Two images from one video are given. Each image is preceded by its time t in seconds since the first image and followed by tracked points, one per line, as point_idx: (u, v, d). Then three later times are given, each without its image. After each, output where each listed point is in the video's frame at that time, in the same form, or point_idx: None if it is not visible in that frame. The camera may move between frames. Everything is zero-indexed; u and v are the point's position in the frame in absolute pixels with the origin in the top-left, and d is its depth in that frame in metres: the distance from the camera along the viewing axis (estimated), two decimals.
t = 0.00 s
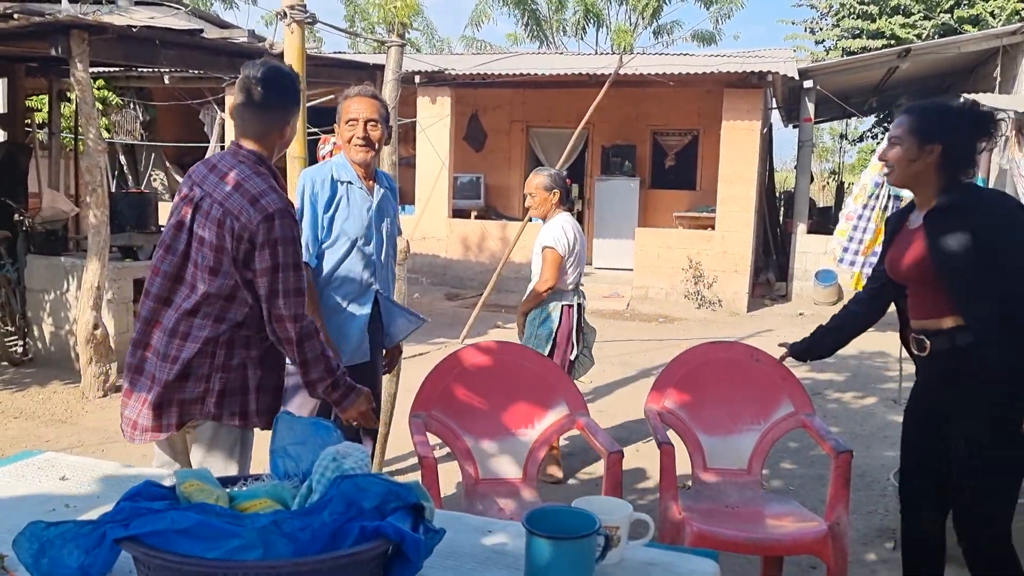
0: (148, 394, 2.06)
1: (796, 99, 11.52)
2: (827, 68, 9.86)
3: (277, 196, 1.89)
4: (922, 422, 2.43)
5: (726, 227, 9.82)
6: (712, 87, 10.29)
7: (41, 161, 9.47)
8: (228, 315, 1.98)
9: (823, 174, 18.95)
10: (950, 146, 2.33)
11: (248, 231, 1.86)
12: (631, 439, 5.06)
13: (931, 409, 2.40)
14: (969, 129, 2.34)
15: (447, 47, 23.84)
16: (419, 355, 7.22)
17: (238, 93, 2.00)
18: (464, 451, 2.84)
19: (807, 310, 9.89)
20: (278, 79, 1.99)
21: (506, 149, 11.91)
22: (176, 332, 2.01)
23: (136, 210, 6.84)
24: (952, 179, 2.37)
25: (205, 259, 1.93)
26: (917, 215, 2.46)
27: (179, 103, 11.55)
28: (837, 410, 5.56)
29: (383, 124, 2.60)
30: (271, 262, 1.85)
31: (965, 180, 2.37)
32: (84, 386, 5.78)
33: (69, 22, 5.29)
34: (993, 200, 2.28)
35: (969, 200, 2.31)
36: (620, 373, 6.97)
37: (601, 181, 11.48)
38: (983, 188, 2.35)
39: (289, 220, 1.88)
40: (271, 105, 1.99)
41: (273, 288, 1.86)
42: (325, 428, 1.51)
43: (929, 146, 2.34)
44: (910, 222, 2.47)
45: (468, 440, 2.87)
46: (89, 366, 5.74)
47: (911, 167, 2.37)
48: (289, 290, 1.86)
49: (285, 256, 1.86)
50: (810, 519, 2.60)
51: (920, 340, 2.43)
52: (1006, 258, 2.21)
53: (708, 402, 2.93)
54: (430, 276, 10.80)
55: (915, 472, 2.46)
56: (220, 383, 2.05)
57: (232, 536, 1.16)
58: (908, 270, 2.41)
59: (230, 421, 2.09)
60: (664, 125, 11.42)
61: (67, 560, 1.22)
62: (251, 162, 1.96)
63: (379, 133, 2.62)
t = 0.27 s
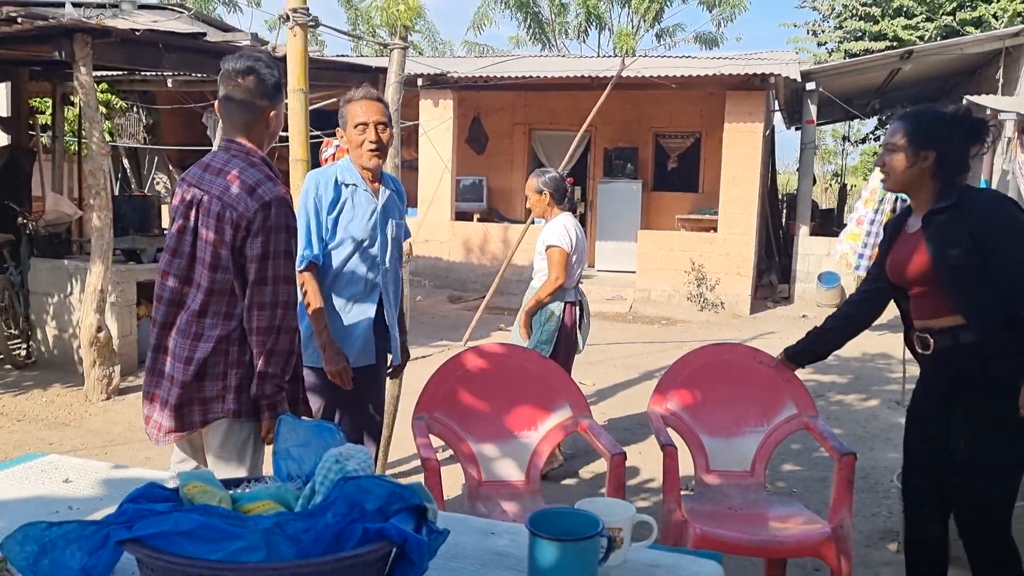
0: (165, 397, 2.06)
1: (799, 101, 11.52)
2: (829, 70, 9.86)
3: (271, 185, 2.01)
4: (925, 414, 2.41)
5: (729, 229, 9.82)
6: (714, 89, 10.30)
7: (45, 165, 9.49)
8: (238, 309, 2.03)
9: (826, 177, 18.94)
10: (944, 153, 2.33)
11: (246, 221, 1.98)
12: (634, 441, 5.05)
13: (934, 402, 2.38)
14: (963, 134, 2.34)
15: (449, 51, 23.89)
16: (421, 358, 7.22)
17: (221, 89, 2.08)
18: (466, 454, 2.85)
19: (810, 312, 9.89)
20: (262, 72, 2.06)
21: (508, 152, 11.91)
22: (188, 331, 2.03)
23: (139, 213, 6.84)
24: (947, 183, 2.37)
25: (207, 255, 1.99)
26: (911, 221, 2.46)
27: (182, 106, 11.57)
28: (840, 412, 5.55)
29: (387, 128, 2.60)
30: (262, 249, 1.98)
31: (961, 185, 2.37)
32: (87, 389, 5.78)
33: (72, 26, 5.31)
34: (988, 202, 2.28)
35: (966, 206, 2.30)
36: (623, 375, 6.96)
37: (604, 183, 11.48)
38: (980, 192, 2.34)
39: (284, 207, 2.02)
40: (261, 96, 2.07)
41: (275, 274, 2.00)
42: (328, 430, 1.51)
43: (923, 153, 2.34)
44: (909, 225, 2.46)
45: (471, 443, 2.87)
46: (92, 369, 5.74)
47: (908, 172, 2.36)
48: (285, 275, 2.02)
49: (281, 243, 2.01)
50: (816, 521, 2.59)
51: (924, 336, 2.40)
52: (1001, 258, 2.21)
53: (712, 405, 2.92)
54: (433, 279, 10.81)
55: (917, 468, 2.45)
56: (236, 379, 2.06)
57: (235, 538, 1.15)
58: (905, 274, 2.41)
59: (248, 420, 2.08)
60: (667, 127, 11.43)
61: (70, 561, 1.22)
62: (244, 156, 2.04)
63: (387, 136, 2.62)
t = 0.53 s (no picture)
0: (166, 398, 2.07)
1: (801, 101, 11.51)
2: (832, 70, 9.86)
3: (261, 183, 1.99)
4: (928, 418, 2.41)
5: (731, 229, 9.81)
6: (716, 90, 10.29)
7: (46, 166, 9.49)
8: (233, 310, 2.01)
9: (828, 178, 18.94)
10: (955, 152, 2.33)
11: (237, 220, 1.96)
12: (636, 442, 5.04)
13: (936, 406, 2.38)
14: (972, 134, 2.34)
15: (450, 51, 23.89)
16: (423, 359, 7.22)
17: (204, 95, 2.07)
18: (468, 454, 2.85)
19: (812, 313, 9.88)
20: (240, 74, 2.05)
21: (510, 152, 11.91)
22: (187, 334, 2.03)
23: (140, 214, 6.84)
24: (958, 184, 2.37)
25: (202, 256, 1.98)
26: (919, 219, 2.46)
27: (183, 107, 11.58)
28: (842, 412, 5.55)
29: (390, 139, 2.60)
30: (265, 245, 1.96)
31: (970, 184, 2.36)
32: (89, 389, 5.78)
33: (74, 27, 5.32)
34: (996, 204, 2.26)
35: (977, 206, 2.28)
36: (626, 376, 6.95)
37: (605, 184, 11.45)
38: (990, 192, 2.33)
39: (275, 203, 1.99)
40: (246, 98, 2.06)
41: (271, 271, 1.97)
42: (329, 429, 1.50)
43: (935, 151, 2.33)
44: (917, 224, 2.45)
45: (473, 443, 2.87)
46: (94, 370, 5.75)
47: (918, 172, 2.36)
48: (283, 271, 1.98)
49: (275, 239, 1.98)
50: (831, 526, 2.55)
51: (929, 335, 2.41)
52: (1003, 258, 2.20)
53: (728, 397, 2.90)
54: (435, 280, 10.81)
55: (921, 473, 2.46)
56: (232, 378, 2.06)
57: (235, 536, 1.15)
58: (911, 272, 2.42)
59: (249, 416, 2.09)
60: (668, 127, 11.43)
61: (70, 561, 1.21)
62: (234, 157, 2.04)
63: (387, 141, 2.61)
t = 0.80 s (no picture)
0: (161, 393, 2.09)
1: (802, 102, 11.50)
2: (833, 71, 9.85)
3: (233, 182, 2.00)
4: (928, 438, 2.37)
5: (732, 231, 9.81)
6: (717, 91, 10.29)
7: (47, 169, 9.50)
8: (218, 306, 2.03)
9: (828, 179, 18.97)
10: (992, 156, 2.26)
11: (210, 220, 1.97)
12: (639, 445, 5.03)
13: (933, 426, 2.35)
14: (1010, 135, 2.25)
15: (451, 53, 23.93)
16: (425, 360, 7.22)
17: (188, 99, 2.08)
18: (471, 456, 2.85)
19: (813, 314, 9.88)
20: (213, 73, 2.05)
21: (511, 154, 11.91)
22: (177, 331, 2.05)
23: (142, 217, 6.85)
24: (987, 186, 2.29)
25: (184, 256, 2.01)
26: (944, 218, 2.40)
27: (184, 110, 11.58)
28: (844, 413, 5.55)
29: (401, 143, 2.55)
30: (236, 245, 1.97)
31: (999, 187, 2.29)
32: (91, 392, 5.78)
33: (77, 30, 5.33)
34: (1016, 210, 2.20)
35: (997, 212, 2.22)
36: (627, 378, 6.94)
37: (606, 185, 11.46)
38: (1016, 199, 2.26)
39: (246, 201, 1.99)
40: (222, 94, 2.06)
41: (252, 267, 1.98)
42: (334, 430, 1.50)
43: (973, 154, 2.25)
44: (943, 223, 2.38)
45: (475, 445, 2.87)
46: (96, 373, 5.75)
47: (951, 174, 2.28)
48: (263, 265, 1.99)
49: (252, 236, 1.98)
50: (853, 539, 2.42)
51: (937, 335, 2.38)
52: (1004, 260, 2.13)
53: (751, 389, 2.79)
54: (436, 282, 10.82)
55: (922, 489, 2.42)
56: (228, 371, 2.08)
57: (241, 539, 1.15)
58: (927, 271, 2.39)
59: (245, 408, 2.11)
60: (670, 129, 11.43)
61: (74, 564, 1.21)
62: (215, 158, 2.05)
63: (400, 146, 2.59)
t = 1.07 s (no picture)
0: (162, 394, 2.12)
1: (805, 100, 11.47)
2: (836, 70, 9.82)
3: (219, 183, 2.04)
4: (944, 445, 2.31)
5: (735, 230, 9.79)
6: (720, 90, 10.26)
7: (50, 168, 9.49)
8: (203, 305, 2.06)
9: (830, 177, 18.96)
10: None
11: (195, 220, 2.01)
12: (643, 444, 5.02)
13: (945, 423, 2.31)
14: None
15: (452, 52, 23.92)
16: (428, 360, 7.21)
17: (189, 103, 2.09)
18: (479, 454, 2.84)
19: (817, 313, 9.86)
20: (219, 76, 2.05)
21: (514, 153, 11.89)
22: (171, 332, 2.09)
23: (146, 217, 6.85)
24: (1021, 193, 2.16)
25: (173, 256, 2.05)
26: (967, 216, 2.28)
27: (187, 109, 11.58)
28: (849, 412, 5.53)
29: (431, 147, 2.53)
30: (221, 244, 2.02)
31: None
32: (95, 391, 5.78)
33: (80, 29, 5.32)
34: None
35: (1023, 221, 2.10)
36: (631, 377, 6.93)
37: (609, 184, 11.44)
38: None
39: (231, 201, 2.03)
40: (225, 101, 2.06)
41: (232, 270, 2.03)
42: (344, 429, 1.50)
43: None
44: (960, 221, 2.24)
45: (483, 444, 2.86)
46: (100, 372, 5.74)
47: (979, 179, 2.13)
48: (242, 267, 2.04)
49: (234, 237, 2.03)
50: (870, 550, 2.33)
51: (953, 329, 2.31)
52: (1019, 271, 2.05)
53: (762, 386, 2.73)
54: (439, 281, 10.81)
55: (944, 496, 2.36)
56: (220, 372, 2.08)
57: (255, 539, 1.14)
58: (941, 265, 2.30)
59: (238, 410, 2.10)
60: (673, 128, 11.40)
61: (87, 564, 1.20)
62: (207, 160, 2.09)
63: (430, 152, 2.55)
